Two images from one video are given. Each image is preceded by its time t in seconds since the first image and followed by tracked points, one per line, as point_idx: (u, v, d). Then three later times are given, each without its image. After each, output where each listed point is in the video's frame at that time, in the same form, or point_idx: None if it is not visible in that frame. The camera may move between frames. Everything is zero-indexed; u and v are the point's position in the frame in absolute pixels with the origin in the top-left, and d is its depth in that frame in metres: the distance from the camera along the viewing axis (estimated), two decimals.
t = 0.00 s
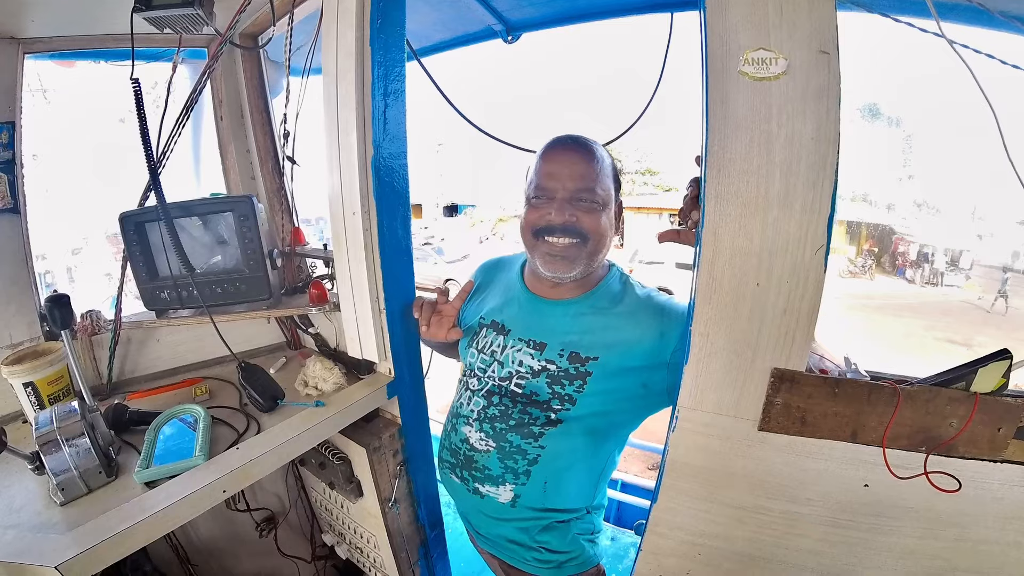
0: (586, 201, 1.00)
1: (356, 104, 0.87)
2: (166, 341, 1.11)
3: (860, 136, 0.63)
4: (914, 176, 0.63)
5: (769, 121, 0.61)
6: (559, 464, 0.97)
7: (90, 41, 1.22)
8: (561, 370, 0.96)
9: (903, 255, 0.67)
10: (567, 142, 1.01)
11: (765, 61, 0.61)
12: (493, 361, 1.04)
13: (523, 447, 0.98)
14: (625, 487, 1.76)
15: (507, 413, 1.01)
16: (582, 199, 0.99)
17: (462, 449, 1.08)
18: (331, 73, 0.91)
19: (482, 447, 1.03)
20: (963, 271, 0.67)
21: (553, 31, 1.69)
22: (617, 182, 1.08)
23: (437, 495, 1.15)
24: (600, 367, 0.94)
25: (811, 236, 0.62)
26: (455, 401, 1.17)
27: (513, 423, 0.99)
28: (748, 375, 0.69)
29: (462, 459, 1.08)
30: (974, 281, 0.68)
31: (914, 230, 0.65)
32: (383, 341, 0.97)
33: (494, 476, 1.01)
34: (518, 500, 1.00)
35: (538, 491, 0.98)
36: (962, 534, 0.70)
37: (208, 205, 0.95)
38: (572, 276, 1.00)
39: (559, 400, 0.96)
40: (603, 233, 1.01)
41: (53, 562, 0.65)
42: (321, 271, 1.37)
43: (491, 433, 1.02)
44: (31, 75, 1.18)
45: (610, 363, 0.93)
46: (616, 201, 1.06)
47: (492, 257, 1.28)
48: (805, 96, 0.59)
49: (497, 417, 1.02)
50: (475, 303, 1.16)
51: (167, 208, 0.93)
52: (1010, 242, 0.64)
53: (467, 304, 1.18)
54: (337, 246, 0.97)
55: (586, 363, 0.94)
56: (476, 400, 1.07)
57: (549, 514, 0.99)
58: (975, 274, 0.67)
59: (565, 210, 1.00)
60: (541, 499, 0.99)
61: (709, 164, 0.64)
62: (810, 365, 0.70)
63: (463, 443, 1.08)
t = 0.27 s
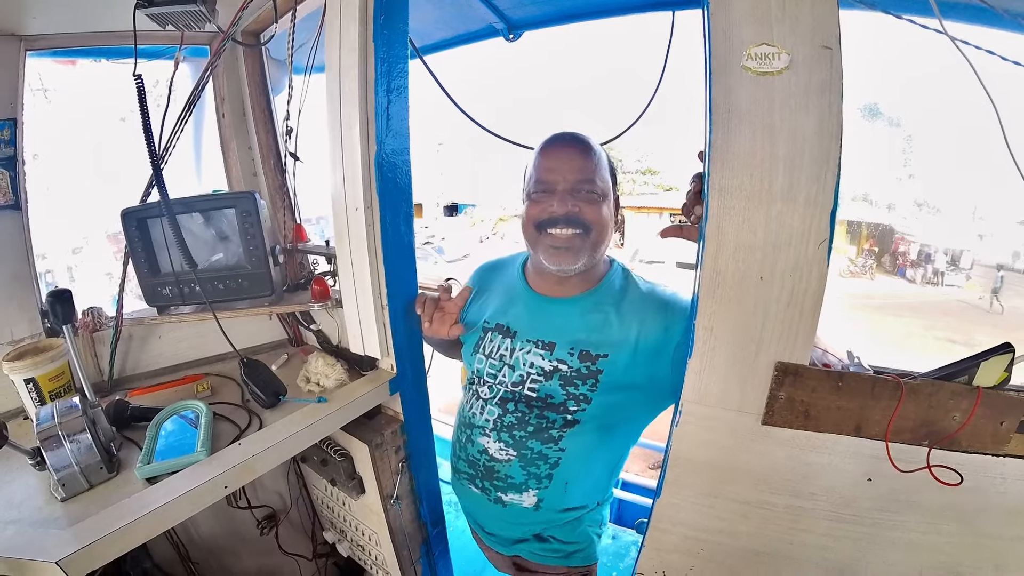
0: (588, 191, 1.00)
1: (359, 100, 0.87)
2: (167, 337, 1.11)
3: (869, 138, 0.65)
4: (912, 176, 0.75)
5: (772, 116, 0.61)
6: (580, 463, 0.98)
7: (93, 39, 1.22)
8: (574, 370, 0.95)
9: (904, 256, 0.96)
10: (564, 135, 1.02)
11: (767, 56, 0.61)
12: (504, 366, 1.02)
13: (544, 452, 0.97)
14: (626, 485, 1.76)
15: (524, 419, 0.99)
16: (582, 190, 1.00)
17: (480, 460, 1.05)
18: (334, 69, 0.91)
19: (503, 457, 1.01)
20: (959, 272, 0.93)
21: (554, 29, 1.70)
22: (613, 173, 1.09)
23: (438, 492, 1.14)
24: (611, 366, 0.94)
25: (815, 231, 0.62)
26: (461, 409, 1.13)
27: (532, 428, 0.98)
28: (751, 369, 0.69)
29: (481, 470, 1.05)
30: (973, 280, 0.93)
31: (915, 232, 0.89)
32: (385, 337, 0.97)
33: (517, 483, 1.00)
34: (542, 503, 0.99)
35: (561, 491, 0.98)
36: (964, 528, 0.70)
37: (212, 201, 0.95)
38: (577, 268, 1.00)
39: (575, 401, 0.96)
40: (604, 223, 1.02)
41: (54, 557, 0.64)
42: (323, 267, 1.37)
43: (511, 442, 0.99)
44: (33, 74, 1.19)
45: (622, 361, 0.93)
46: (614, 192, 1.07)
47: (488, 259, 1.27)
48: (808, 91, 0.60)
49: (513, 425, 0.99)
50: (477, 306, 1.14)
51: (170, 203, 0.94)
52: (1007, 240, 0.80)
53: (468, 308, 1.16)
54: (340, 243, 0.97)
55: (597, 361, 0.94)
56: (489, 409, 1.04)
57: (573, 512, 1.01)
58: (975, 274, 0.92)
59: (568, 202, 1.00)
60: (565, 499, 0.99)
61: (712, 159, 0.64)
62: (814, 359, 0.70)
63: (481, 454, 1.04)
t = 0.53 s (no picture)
0: (565, 182, 1.00)
1: (357, 94, 0.87)
2: (166, 331, 1.12)
3: (864, 136, 0.62)
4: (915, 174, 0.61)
5: (763, 105, 0.61)
6: (585, 455, 0.98)
7: (95, 35, 1.22)
8: (571, 364, 0.96)
9: (904, 253, 0.64)
10: (534, 129, 1.02)
11: (758, 45, 0.61)
12: (503, 363, 1.03)
13: (548, 446, 0.98)
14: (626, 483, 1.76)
15: (526, 415, 0.99)
16: (561, 182, 1.00)
17: (487, 456, 1.05)
18: (332, 64, 0.92)
19: (508, 452, 1.01)
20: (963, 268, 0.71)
21: (553, 26, 1.71)
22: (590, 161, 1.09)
23: (437, 486, 1.15)
24: (606, 358, 0.94)
25: (806, 219, 0.62)
26: (465, 406, 1.14)
27: (535, 423, 0.98)
28: (745, 358, 0.70)
29: (488, 466, 1.06)
30: (975, 281, 0.64)
31: (916, 228, 0.62)
32: (384, 330, 0.98)
33: (524, 477, 1.01)
34: (549, 495, 1.00)
35: (568, 484, 0.99)
36: (962, 520, 0.69)
37: (211, 194, 0.96)
38: (567, 261, 0.99)
39: (575, 393, 0.96)
40: (587, 214, 1.01)
41: (53, 544, 0.65)
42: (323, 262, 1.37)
43: (515, 437, 1.00)
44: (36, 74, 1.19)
45: (618, 353, 0.94)
46: (593, 180, 1.07)
47: (480, 257, 1.27)
48: (798, 80, 0.60)
49: (516, 420, 1.00)
50: (470, 309, 1.14)
51: (171, 197, 0.94)
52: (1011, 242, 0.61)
53: (462, 308, 1.16)
54: (339, 237, 0.97)
55: (594, 352, 0.95)
56: (491, 406, 1.04)
57: (581, 505, 1.01)
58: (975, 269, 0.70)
59: (547, 195, 1.00)
60: (572, 492, 1.00)
61: (705, 148, 0.65)
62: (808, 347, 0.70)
63: (487, 451, 1.05)
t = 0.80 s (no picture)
0: (570, 187, 1.03)
1: (371, 99, 0.90)
2: (180, 330, 1.15)
3: (869, 137, 0.66)
4: (918, 175, 0.65)
5: (765, 114, 0.65)
6: (600, 448, 1.01)
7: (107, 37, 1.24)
8: (582, 361, 0.99)
9: (906, 254, 0.68)
10: (536, 137, 1.05)
11: (761, 58, 0.65)
12: (517, 362, 1.06)
13: (563, 440, 1.01)
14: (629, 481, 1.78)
15: (542, 410, 1.03)
16: (566, 185, 1.03)
17: (504, 452, 1.08)
18: (346, 69, 0.94)
19: (525, 448, 1.04)
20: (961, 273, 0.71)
21: (557, 30, 1.74)
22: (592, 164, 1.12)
23: (446, 482, 1.17)
24: (615, 355, 0.97)
25: (806, 220, 0.65)
26: (482, 405, 1.17)
27: (550, 418, 1.02)
28: (749, 354, 0.73)
29: (506, 462, 1.09)
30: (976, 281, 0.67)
31: (918, 228, 0.66)
32: (395, 328, 1.00)
33: (541, 471, 1.03)
34: (566, 487, 1.03)
35: (583, 477, 1.02)
36: (957, 510, 0.72)
37: (226, 195, 0.99)
38: (573, 261, 1.03)
39: (587, 389, 0.99)
40: (592, 215, 1.04)
41: (75, 539, 0.66)
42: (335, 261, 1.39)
43: (532, 433, 1.03)
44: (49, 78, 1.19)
45: (626, 349, 0.97)
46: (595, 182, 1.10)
47: (489, 259, 1.29)
48: (799, 91, 0.63)
49: (533, 415, 1.03)
50: (482, 311, 1.17)
51: (187, 198, 0.97)
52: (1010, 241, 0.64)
53: (473, 309, 1.19)
54: (353, 238, 1.00)
55: (603, 350, 0.98)
56: (508, 403, 1.08)
57: (597, 497, 1.04)
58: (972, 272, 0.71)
59: (552, 201, 1.03)
60: (588, 484, 1.02)
61: (709, 154, 0.68)
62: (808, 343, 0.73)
63: (505, 447, 1.08)
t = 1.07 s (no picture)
0: (573, 178, 1.02)
1: (370, 90, 0.89)
2: (178, 326, 1.14)
3: (870, 138, 0.64)
4: (922, 176, 0.63)
5: (770, 100, 0.63)
6: (610, 446, 0.99)
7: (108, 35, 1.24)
8: (589, 357, 0.97)
9: (909, 254, 0.64)
10: (538, 128, 1.04)
11: (767, 41, 0.63)
12: (523, 361, 1.04)
13: (573, 439, 0.99)
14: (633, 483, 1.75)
15: (550, 409, 1.00)
16: (568, 177, 1.02)
17: (512, 454, 1.06)
18: (344, 61, 0.93)
19: (534, 448, 1.02)
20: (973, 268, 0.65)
21: (558, 27, 1.73)
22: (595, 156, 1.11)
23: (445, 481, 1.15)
24: (622, 351, 0.96)
25: (812, 209, 0.64)
26: (486, 405, 1.15)
27: (559, 417, 1.00)
28: (754, 347, 0.71)
29: (514, 464, 1.06)
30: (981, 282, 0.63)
31: (921, 229, 0.63)
32: (394, 324, 0.99)
33: (550, 472, 1.01)
34: (576, 488, 1.01)
35: (593, 476, 1.00)
36: (970, 511, 0.69)
37: (223, 188, 0.98)
38: (578, 254, 1.01)
39: (595, 386, 0.98)
40: (596, 207, 1.03)
41: (63, 534, 0.65)
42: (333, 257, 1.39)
43: (540, 433, 1.01)
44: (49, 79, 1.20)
45: (632, 344, 0.96)
46: (598, 175, 1.09)
47: (490, 256, 1.27)
48: (805, 75, 0.62)
49: (540, 415, 1.01)
50: (485, 307, 1.15)
51: (183, 191, 0.96)
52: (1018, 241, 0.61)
53: (475, 307, 1.17)
54: (351, 233, 0.99)
55: (610, 346, 0.96)
56: (514, 403, 1.05)
57: (608, 495, 1.02)
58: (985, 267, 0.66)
59: (556, 191, 1.02)
60: (598, 483, 1.01)
61: (713, 143, 0.67)
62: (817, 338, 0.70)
63: (512, 448, 1.06)
